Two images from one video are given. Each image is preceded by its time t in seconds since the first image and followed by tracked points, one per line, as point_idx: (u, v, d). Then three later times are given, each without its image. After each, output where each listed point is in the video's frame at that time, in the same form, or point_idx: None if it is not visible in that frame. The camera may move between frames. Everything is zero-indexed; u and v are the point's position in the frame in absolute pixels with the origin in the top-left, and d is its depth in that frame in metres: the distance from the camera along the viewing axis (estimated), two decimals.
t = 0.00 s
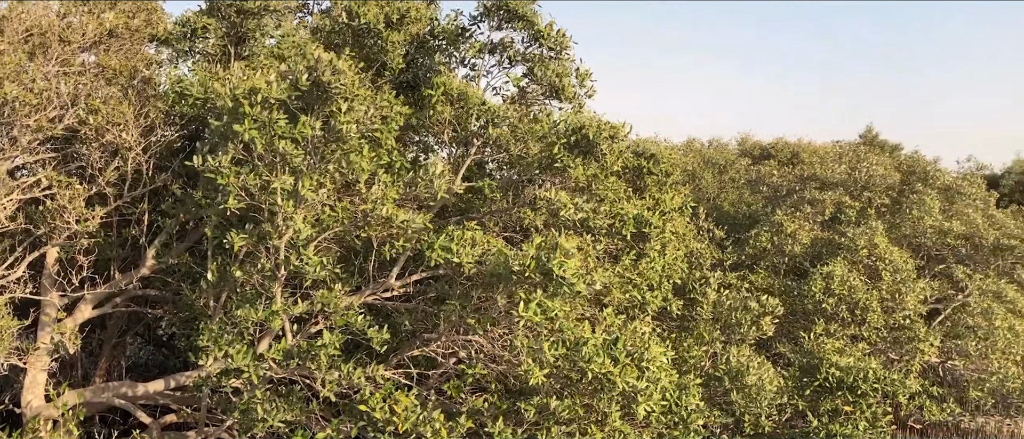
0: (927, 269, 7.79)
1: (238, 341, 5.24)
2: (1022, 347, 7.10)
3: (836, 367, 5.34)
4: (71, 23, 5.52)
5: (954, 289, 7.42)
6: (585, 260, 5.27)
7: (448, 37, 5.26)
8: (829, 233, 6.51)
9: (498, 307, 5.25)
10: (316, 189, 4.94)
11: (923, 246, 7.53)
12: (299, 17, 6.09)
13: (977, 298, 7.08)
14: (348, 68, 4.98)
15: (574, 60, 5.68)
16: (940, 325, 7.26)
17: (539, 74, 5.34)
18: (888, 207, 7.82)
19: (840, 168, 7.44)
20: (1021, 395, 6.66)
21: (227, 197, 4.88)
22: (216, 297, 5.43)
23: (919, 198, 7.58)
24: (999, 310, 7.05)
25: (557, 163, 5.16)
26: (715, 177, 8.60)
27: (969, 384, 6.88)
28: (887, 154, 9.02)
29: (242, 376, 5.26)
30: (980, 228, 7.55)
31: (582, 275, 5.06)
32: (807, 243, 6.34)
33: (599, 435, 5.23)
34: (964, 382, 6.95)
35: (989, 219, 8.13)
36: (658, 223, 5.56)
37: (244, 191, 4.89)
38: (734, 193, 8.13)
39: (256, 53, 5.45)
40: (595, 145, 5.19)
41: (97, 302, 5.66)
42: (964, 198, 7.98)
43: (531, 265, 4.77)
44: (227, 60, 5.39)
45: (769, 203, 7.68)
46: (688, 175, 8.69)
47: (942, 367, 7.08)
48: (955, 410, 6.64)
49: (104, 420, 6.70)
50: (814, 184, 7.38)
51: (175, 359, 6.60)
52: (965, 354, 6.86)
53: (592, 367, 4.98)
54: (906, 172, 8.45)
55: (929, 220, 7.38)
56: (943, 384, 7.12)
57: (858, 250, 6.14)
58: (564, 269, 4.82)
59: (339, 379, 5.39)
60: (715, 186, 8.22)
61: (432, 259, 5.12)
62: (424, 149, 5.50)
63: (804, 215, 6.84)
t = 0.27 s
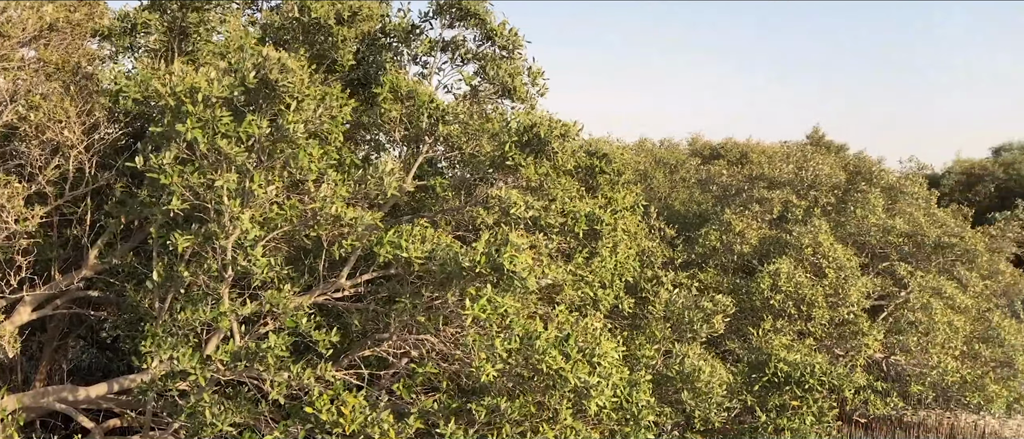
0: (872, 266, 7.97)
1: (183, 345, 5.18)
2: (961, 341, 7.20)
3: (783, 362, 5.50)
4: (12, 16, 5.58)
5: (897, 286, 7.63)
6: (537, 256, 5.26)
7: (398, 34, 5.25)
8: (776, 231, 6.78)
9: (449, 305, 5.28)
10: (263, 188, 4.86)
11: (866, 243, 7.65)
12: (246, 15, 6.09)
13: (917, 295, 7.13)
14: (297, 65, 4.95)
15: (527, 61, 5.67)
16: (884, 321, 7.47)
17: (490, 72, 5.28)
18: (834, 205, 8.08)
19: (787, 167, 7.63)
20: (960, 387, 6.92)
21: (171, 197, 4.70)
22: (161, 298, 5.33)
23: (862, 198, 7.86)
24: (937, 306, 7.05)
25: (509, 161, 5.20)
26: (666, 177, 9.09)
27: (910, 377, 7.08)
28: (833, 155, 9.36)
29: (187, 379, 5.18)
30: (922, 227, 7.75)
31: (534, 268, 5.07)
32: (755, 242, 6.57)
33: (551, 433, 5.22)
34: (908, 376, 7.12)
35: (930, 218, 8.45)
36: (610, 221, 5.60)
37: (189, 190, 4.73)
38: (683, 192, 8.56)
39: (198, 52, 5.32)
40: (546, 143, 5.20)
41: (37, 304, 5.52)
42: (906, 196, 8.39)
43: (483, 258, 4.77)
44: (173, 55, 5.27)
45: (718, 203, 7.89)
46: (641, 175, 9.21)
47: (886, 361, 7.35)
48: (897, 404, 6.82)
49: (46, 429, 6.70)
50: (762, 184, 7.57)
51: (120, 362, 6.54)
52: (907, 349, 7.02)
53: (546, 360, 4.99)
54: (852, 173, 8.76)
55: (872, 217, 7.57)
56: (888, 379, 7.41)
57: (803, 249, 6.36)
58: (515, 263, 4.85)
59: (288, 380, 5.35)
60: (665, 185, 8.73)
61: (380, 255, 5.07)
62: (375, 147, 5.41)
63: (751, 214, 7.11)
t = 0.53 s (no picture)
0: (819, 265, 7.80)
1: (129, 346, 5.09)
2: (904, 337, 7.26)
3: (734, 358, 5.58)
4: None
5: (844, 283, 7.55)
6: (490, 257, 5.29)
7: (351, 32, 5.06)
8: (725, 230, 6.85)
9: (400, 305, 5.30)
10: (213, 188, 4.73)
11: (816, 242, 7.59)
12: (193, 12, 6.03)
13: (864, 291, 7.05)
14: (249, 64, 4.85)
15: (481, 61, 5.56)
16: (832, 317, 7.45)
17: (446, 71, 5.16)
18: (783, 204, 8.21)
19: (738, 167, 7.79)
20: (904, 382, 7.12)
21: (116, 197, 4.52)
22: (106, 300, 5.28)
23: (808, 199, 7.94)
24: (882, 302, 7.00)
25: (461, 161, 5.12)
26: (621, 177, 9.07)
27: (854, 373, 7.27)
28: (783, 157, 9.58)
29: (134, 382, 5.11)
30: (866, 225, 7.85)
31: (487, 269, 5.12)
32: (704, 242, 6.63)
33: (504, 431, 5.36)
34: (854, 372, 7.28)
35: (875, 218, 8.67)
36: (565, 218, 5.56)
37: (135, 188, 4.57)
38: (637, 191, 8.62)
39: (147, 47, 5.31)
40: (498, 142, 5.14)
41: None
42: (851, 196, 8.67)
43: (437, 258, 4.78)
44: (118, 52, 5.23)
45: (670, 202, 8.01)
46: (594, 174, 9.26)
47: (834, 358, 7.52)
48: (842, 399, 7.02)
49: None
50: (714, 183, 7.67)
51: (65, 365, 6.48)
52: (854, 346, 7.15)
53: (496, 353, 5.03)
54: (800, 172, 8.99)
55: (819, 216, 7.65)
56: (835, 374, 7.53)
57: (749, 247, 6.34)
58: (467, 264, 4.89)
59: (239, 382, 5.32)
60: (619, 184, 8.77)
61: (330, 256, 5.07)
62: (327, 146, 5.33)
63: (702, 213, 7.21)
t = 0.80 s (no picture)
0: (773, 263, 7.92)
1: (80, 346, 4.96)
2: (856, 333, 7.52)
3: (691, 356, 5.65)
4: None
5: (797, 281, 7.71)
6: (449, 256, 5.27)
7: (307, 29, 5.04)
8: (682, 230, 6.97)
9: (357, 305, 5.26)
10: (167, 187, 4.63)
11: (770, 240, 7.73)
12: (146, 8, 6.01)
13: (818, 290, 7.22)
14: (204, 61, 4.74)
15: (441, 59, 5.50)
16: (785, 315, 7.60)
17: (405, 69, 5.15)
18: (738, 204, 8.27)
19: (694, 167, 7.95)
20: (857, 378, 7.29)
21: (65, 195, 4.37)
22: (56, 301, 5.20)
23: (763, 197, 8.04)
24: (835, 300, 7.19)
25: (417, 159, 5.02)
26: (580, 178, 9.20)
27: (810, 370, 7.45)
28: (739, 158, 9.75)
29: (84, 384, 5.01)
30: (818, 225, 7.92)
31: (445, 269, 5.12)
32: (661, 241, 6.68)
33: (463, 430, 5.37)
34: (808, 368, 7.49)
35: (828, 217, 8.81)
36: (522, 218, 5.63)
37: (86, 186, 4.45)
38: (597, 191, 8.74)
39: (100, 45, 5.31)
40: (453, 141, 5.04)
41: None
42: (804, 195, 8.77)
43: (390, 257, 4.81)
44: (68, 48, 5.19)
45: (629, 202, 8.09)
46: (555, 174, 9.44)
47: (788, 355, 7.67)
48: (796, 395, 7.21)
49: None
50: (671, 183, 7.80)
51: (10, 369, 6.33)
52: (807, 342, 7.30)
53: (455, 358, 4.98)
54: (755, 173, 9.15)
55: (772, 215, 7.73)
56: (789, 370, 7.71)
57: (705, 246, 6.44)
58: (422, 265, 4.90)
59: (194, 383, 5.25)
60: (578, 184, 8.89)
61: (286, 258, 5.06)
62: (283, 145, 5.25)
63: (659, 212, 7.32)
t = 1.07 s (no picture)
0: (733, 261, 8.08)
1: (33, 348, 4.83)
2: (817, 331, 7.57)
3: (652, 354, 5.72)
4: None
5: (757, 278, 7.88)
6: (413, 255, 5.24)
7: (268, 24, 5.12)
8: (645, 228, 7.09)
9: (319, 304, 5.23)
10: (125, 185, 4.53)
11: (729, 238, 7.86)
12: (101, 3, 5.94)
13: (778, 287, 7.42)
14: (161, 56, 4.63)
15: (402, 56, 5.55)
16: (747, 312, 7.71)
17: (365, 64, 5.14)
18: (700, 203, 8.38)
19: (657, 167, 8.09)
20: (817, 374, 7.43)
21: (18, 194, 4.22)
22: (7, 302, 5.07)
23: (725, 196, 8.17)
24: (795, 297, 7.42)
25: (378, 155, 5.08)
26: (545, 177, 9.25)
27: (771, 366, 7.46)
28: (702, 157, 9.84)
29: (38, 386, 4.88)
30: (778, 222, 8.01)
31: (409, 267, 5.10)
32: (626, 238, 6.78)
33: (427, 430, 5.26)
34: (768, 364, 7.51)
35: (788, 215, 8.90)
36: (486, 217, 5.59)
37: (41, 183, 4.34)
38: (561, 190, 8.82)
39: (55, 40, 5.27)
40: (416, 138, 5.13)
41: None
42: (764, 194, 8.86)
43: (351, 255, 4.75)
44: (20, 43, 5.08)
45: (593, 200, 8.18)
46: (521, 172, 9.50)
47: (748, 352, 7.66)
48: (757, 391, 7.33)
49: None
50: (634, 182, 7.97)
51: None
52: (767, 339, 7.40)
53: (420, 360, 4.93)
54: (715, 172, 9.28)
55: (733, 214, 7.80)
56: (750, 366, 7.77)
57: (669, 244, 6.53)
58: (389, 263, 4.92)
59: (153, 384, 5.17)
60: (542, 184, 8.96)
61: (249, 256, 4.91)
62: (243, 142, 5.22)
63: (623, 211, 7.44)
